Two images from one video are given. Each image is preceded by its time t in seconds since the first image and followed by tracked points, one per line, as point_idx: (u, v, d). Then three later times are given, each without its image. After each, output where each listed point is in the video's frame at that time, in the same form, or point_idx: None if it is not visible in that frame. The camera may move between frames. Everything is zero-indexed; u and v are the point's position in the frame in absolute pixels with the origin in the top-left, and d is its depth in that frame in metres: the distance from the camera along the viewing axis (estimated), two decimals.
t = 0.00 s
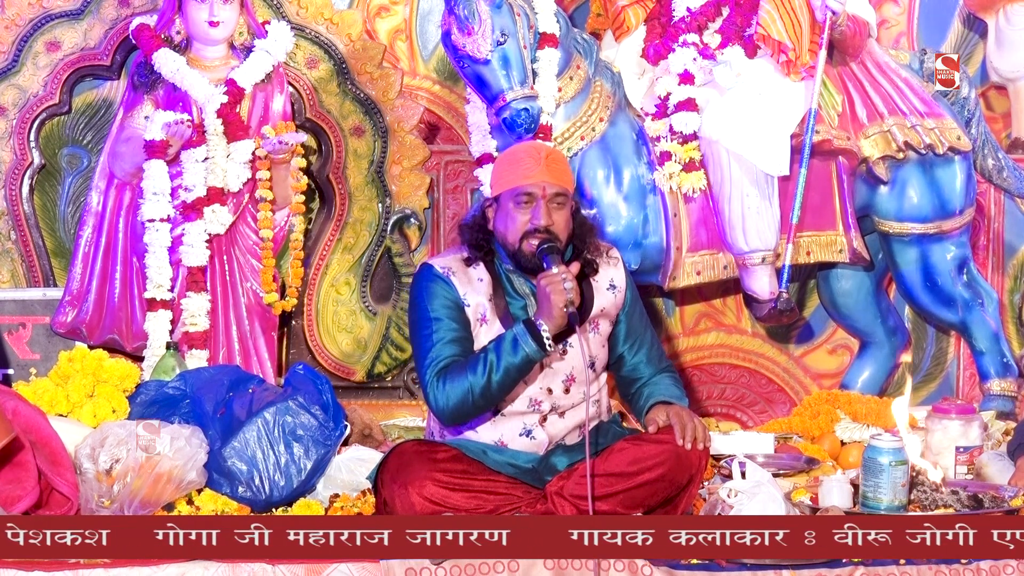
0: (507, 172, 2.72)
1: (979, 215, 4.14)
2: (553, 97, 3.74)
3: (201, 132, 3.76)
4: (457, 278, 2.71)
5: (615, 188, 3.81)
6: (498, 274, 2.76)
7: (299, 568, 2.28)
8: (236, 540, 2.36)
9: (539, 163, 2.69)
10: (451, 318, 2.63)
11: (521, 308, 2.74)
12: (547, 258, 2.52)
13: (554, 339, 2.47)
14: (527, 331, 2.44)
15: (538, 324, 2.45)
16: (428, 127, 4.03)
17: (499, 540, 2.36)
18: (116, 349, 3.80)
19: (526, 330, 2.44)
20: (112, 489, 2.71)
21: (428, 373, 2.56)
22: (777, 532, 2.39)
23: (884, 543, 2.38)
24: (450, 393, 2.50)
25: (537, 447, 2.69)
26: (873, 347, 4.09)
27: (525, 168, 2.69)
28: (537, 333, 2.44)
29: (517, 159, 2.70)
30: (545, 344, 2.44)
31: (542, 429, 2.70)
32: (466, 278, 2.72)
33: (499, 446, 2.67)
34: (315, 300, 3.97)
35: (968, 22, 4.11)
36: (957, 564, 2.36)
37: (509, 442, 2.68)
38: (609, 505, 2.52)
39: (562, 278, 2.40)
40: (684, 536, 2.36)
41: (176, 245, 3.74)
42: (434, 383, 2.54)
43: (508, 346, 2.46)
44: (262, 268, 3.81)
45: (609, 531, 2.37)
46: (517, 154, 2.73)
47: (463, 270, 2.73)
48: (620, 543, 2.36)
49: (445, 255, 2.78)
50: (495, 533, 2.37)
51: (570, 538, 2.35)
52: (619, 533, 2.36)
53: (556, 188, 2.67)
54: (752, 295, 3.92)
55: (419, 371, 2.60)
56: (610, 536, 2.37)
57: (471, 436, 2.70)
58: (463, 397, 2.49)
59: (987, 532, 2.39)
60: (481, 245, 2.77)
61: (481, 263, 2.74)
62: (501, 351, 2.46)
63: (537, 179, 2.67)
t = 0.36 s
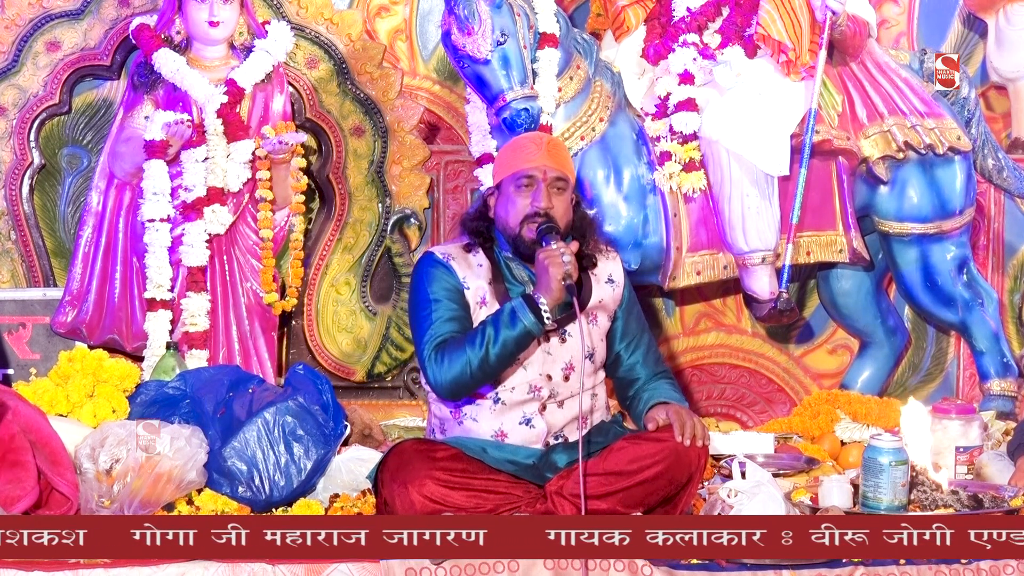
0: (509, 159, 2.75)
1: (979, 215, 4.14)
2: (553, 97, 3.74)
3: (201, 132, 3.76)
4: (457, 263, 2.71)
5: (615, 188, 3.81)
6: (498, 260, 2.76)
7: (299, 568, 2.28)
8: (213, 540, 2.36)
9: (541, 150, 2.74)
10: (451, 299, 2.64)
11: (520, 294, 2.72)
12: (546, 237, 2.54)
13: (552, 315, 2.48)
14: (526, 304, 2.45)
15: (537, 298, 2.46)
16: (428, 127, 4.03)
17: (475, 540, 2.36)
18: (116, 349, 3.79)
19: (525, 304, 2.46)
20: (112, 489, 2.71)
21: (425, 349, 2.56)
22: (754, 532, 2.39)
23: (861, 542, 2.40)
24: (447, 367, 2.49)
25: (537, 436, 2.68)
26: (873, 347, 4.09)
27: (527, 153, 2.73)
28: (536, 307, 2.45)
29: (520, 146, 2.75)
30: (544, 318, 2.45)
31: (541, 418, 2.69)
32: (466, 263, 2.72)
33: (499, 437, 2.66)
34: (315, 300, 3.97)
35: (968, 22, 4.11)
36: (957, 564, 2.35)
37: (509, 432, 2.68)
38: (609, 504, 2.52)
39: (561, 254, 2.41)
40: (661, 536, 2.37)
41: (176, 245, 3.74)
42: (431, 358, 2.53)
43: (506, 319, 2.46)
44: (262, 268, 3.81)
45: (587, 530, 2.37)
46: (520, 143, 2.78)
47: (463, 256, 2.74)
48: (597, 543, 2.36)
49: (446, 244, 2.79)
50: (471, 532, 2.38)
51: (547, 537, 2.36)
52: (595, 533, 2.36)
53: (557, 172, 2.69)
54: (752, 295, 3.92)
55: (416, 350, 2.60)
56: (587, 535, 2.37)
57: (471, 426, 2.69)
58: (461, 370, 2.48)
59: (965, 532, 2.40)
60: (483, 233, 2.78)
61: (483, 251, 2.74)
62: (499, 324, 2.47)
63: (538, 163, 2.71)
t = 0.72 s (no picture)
0: (510, 154, 2.82)
1: (979, 215, 4.14)
2: (553, 97, 3.73)
3: (201, 132, 3.76)
4: (455, 253, 2.74)
5: (615, 188, 3.81)
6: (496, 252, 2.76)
7: (299, 568, 2.27)
8: (190, 540, 2.35)
9: (541, 143, 2.81)
10: (447, 284, 2.65)
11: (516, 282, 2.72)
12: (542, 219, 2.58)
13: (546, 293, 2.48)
14: (522, 280, 2.46)
15: (533, 275, 2.47)
16: (428, 127, 4.03)
17: (452, 540, 2.35)
18: (116, 349, 3.79)
19: (521, 280, 2.46)
20: (112, 489, 2.71)
21: (420, 329, 2.55)
22: (731, 532, 2.39)
23: (838, 543, 2.38)
24: (442, 344, 2.48)
25: (536, 423, 2.66)
26: (873, 347, 4.10)
27: (528, 146, 2.80)
28: (532, 283, 2.46)
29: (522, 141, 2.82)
30: (539, 294, 2.46)
31: (540, 406, 2.67)
32: (464, 254, 2.75)
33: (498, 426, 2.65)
34: (315, 300, 3.97)
35: (968, 22, 4.11)
36: (957, 564, 2.35)
37: (508, 419, 2.66)
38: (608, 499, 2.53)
39: (556, 230, 2.46)
40: (638, 537, 2.36)
41: (176, 245, 3.74)
42: (427, 337, 2.52)
43: (502, 295, 2.46)
44: (262, 268, 3.81)
45: (563, 531, 2.36)
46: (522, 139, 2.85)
47: (461, 247, 2.77)
48: (574, 543, 2.35)
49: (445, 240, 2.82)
50: (448, 532, 2.36)
51: (524, 538, 2.35)
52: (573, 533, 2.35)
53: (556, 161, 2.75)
54: (752, 295, 3.92)
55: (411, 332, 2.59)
56: (564, 535, 2.36)
57: (471, 414, 2.67)
58: (455, 346, 2.47)
59: (942, 532, 2.40)
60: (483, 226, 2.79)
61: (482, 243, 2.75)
62: (494, 300, 2.46)
63: (538, 153, 2.77)
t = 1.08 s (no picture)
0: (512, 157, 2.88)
1: (979, 215, 4.14)
2: (553, 97, 3.73)
3: (201, 132, 3.76)
4: (456, 250, 2.79)
5: (615, 188, 3.81)
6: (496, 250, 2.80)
7: (299, 568, 2.27)
8: (167, 540, 2.35)
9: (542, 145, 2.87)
10: (447, 279, 2.69)
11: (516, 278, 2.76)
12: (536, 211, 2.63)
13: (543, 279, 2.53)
14: (520, 265, 2.49)
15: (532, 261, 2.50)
16: (428, 127, 4.04)
17: (429, 539, 2.34)
18: (116, 349, 3.79)
19: (519, 265, 2.49)
20: (112, 489, 2.71)
21: (419, 317, 2.59)
22: (708, 532, 2.38)
23: (815, 543, 2.38)
24: (441, 329, 2.52)
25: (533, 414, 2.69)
26: (873, 347, 4.10)
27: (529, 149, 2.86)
28: (530, 268, 2.49)
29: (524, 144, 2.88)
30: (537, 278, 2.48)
31: (537, 397, 2.71)
32: (465, 251, 2.80)
33: (495, 414, 2.67)
34: (315, 300, 3.97)
35: (968, 22, 4.11)
36: (957, 564, 2.35)
37: (505, 409, 2.68)
38: (602, 487, 2.50)
39: (555, 219, 2.54)
40: (615, 536, 2.37)
41: (176, 245, 3.74)
42: (427, 324, 2.56)
43: (499, 279, 2.49)
44: (262, 268, 3.81)
45: (540, 531, 2.37)
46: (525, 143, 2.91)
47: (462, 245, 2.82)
48: (551, 543, 2.36)
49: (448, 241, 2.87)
50: (426, 532, 2.35)
51: (501, 537, 2.34)
52: (549, 533, 2.36)
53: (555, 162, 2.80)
54: (752, 295, 3.92)
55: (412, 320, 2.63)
56: (541, 535, 2.36)
57: (470, 404, 2.71)
58: (453, 331, 2.50)
59: (919, 532, 2.41)
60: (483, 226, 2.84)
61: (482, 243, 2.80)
62: (492, 285, 2.49)
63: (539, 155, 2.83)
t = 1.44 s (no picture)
0: (519, 160, 2.90)
1: (979, 215, 4.14)
2: (553, 97, 3.73)
3: (201, 132, 3.76)
4: (463, 249, 2.79)
5: (615, 188, 3.81)
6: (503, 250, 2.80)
7: (299, 568, 2.25)
8: (144, 540, 2.33)
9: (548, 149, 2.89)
10: (455, 273, 2.69)
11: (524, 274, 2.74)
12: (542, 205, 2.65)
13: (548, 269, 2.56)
14: (526, 255, 2.51)
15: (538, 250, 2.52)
16: (428, 127, 4.04)
17: (406, 540, 2.31)
18: (116, 349, 3.79)
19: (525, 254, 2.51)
20: (112, 489, 2.71)
21: (424, 305, 2.59)
22: (684, 532, 2.35)
23: (792, 543, 2.37)
24: (446, 316, 2.52)
25: (535, 406, 2.68)
26: (873, 347, 4.10)
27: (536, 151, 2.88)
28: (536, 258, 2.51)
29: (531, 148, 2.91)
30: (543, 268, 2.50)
31: (540, 390, 2.70)
32: (472, 251, 2.80)
33: (499, 404, 2.68)
34: (315, 300, 3.96)
35: (968, 22, 4.11)
36: (957, 564, 2.34)
37: (508, 400, 2.69)
38: (600, 478, 2.49)
39: (561, 211, 2.59)
40: (591, 536, 2.33)
41: (176, 245, 3.74)
42: (431, 312, 2.56)
43: (505, 267, 2.50)
44: (262, 268, 3.81)
45: (516, 531, 2.34)
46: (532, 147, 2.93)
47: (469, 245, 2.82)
48: (529, 543, 2.33)
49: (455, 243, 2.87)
50: (402, 532, 2.33)
51: (478, 537, 2.32)
52: (526, 533, 2.33)
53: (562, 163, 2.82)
54: (752, 295, 3.92)
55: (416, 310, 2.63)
56: (517, 535, 2.33)
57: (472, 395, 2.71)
58: (458, 317, 2.51)
59: (896, 532, 2.39)
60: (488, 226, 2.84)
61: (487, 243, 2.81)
62: (498, 273, 2.51)
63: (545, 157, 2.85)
